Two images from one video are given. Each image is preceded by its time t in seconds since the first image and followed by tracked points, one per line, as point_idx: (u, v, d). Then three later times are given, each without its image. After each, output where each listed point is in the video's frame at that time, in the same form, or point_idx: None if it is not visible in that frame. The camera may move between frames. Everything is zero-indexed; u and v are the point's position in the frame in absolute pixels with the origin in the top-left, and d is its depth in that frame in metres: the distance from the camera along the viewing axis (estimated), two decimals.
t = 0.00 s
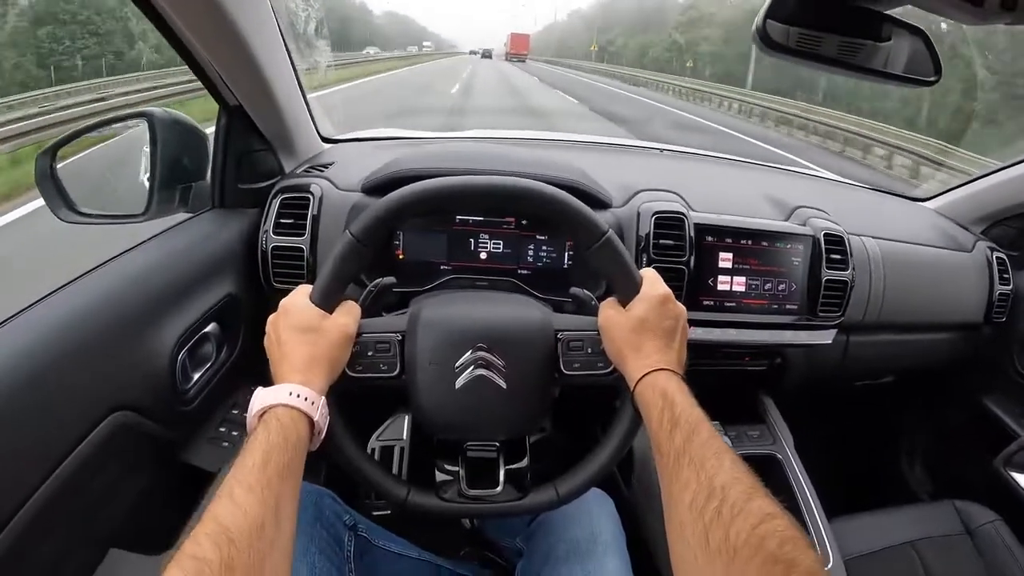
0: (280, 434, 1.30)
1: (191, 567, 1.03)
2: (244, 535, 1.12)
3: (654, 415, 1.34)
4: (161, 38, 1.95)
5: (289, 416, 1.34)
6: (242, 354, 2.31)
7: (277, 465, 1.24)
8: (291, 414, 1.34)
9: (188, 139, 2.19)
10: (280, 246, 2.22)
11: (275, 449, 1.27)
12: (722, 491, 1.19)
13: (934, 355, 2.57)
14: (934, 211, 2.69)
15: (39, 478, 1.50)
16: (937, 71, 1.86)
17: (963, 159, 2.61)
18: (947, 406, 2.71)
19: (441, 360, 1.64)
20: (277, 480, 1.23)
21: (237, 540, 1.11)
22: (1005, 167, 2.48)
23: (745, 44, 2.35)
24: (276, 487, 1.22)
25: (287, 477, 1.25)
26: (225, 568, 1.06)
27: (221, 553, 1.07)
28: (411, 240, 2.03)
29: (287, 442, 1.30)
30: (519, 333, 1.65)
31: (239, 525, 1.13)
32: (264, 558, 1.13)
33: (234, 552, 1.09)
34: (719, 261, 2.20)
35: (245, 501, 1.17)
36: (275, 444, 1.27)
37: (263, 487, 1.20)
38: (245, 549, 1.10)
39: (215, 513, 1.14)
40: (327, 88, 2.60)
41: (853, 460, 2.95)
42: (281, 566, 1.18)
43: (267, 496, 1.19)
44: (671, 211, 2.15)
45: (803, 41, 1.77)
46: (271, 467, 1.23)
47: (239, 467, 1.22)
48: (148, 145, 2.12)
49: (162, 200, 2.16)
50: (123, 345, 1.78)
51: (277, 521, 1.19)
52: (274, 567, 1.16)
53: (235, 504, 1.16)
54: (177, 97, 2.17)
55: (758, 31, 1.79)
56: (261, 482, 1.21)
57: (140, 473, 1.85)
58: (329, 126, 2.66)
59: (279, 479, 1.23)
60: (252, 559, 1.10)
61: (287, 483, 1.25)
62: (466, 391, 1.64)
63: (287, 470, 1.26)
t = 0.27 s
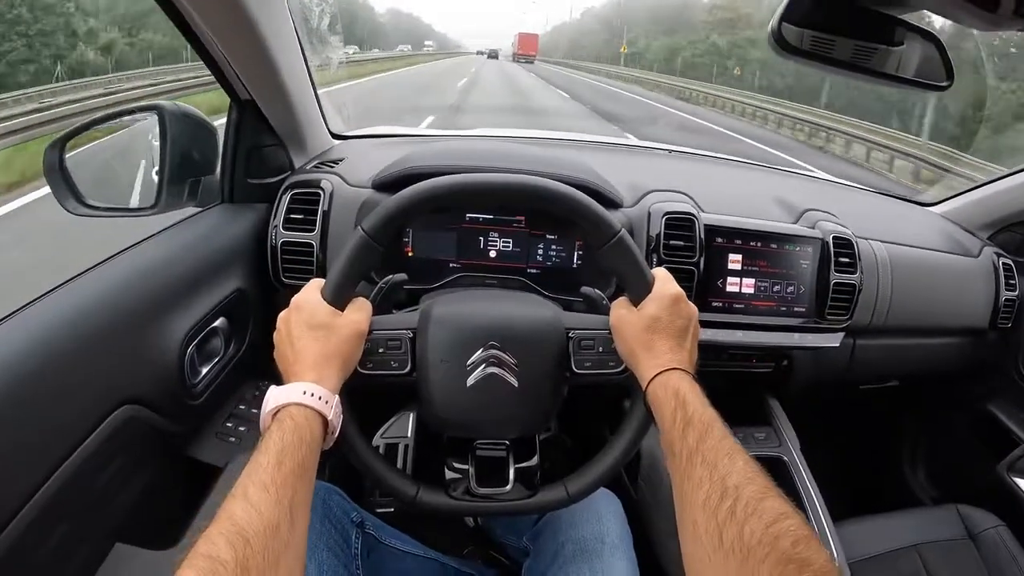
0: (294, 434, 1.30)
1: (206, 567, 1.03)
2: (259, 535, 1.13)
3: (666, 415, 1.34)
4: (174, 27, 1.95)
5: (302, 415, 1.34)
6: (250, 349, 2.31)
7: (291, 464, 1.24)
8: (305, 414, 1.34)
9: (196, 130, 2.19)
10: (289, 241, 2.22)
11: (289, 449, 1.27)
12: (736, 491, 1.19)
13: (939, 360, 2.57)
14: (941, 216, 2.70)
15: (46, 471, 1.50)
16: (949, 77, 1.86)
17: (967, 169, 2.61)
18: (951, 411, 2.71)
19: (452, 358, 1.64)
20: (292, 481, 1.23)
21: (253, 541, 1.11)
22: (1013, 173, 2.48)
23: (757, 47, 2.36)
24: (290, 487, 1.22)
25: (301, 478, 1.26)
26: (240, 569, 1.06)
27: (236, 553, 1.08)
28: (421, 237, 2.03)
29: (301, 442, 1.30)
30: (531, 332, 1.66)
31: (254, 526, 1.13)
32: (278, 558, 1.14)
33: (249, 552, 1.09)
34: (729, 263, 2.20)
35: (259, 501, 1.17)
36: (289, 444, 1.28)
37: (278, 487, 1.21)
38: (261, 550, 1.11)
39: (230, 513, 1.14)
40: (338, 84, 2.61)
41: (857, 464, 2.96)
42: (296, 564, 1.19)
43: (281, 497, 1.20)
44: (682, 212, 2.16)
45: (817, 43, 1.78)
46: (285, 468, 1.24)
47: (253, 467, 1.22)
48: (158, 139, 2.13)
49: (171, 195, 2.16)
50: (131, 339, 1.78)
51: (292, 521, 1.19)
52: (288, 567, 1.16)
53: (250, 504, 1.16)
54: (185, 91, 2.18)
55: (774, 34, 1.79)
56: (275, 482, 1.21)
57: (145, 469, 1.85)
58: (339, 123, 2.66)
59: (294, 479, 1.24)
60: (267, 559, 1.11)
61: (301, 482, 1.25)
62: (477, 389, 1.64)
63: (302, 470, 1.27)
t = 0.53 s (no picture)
0: (288, 435, 1.29)
1: (198, 567, 1.03)
2: (252, 534, 1.12)
3: (661, 416, 1.33)
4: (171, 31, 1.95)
5: (297, 416, 1.33)
6: (246, 349, 2.31)
7: (285, 464, 1.24)
8: (299, 414, 1.34)
9: (192, 130, 2.19)
10: (286, 241, 2.22)
11: (283, 450, 1.27)
12: (729, 493, 1.19)
13: (939, 360, 2.56)
14: (941, 216, 2.69)
15: (42, 470, 1.50)
16: (948, 75, 1.83)
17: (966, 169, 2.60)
18: (951, 412, 2.70)
19: (446, 358, 1.64)
20: (286, 481, 1.23)
21: (246, 541, 1.11)
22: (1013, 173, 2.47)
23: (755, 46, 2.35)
24: (284, 487, 1.22)
25: (295, 477, 1.25)
26: (232, 568, 1.06)
27: (228, 553, 1.07)
28: (417, 237, 2.03)
29: (295, 442, 1.30)
30: (526, 332, 1.65)
31: (247, 525, 1.13)
32: (272, 557, 1.13)
33: (242, 552, 1.09)
34: (726, 263, 2.20)
35: (252, 501, 1.16)
36: (283, 444, 1.27)
37: (271, 487, 1.20)
38: (253, 550, 1.10)
39: (223, 513, 1.14)
40: (336, 84, 2.60)
41: (856, 464, 2.95)
42: (289, 564, 1.18)
43: (275, 496, 1.19)
44: (679, 211, 2.15)
45: (814, 42, 1.77)
46: (279, 468, 1.23)
47: (246, 466, 1.22)
48: (156, 139, 2.13)
49: (169, 194, 2.16)
50: (127, 339, 1.77)
51: (285, 521, 1.19)
52: (281, 567, 1.15)
53: (243, 504, 1.16)
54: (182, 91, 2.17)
55: (771, 32, 1.79)
56: (268, 482, 1.20)
57: (142, 469, 1.84)
58: (337, 123, 2.66)
59: (288, 479, 1.23)
60: (260, 559, 1.10)
61: (295, 482, 1.25)
62: (471, 390, 1.63)
63: (295, 470, 1.26)
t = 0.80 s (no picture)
0: (288, 436, 1.30)
1: (199, 567, 1.04)
2: (252, 535, 1.12)
3: (658, 416, 1.33)
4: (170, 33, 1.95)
5: (296, 416, 1.34)
6: (246, 349, 2.31)
7: (285, 465, 1.24)
8: (299, 415, 1.34)
9: (193, 132, 2.19)
10: (286, 242, 2.23)
11: (282, 451, 1.27)
12: (726, 494, 1.19)
13: (938, 360, 2.56)
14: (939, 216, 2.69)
15: (43, 469, 1.50)
16: (946, 77, 1.83)
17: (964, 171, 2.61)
18: (949, 412, 2.70)
19: (445, 359, 1.64)
20: (285, 482, 1.23)
21: (246, 542, 1.11)
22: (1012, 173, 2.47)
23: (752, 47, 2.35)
24: (284, 488, 1.22)
25: (295, 478, 1.26)
26: (232, 568, 1.06)
27: (229, 553, 1.08)
28: (416, 238, 2.03)
29: (295, 443, 1.30)
30: (525, 333, 1.65)
31: (247, 526, 1.13)
32: (271, 558, 1.14)
33: (242, 553, 1.09)
34: (725, 263, 2.20)
35: (253, 502, 1.17)
36: (283, 445, 1.28)
37: (271, 488, 1.20)
38: (254, 551, 1.11)
39: (223, 514, 1.14)
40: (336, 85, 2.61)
41: (854, 464, 2.96)
42: (289, 564, 1.19)
43: (274, 497, 1.20)
44: (677, 212, 2.16)
45: (812, 44, 1.77)
46: (279, 469, 1.23)
47: (246, 468, 1.22)
48: (155, 140, 2.14)
49: (169, 195, 2.17)
50: (128, 340, 1.78)
51: (285, 521, 1.19)
52: (281, 567, 1.16)
53: (243, 505, 1.16)
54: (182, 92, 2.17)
55: (768, 35, 1.80)
56: (268, 482, 1.21)
57: (143, 469, 1.85)
58: (336, 124, 2.67)
59: (288, 480, 1.24)
60: (260, 559, 1.11)
61: (295, 483, 1.25)
62: (470, 390, 1.64)
63: (295, 470, 1.26)
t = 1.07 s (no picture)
0: (281, 435, 1.28)
1: (190, 567, 1.02)
2: (244, 535, 1.11)
3: (655, 417, 1.32)
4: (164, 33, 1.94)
5: (290, 416, 1.32)
6: (242, 349, 2.30)
7: (278, 464, 1.22)
8: (293, 415, 1.32)
9: (190, 132, 2.20)
10: (281, 241, 2.21)
11: (276, 449, 1.25)
12: (723, 496, 1.18)
13: (938, 359, 2.55)
14: (939, 214, 2.67)
15: (35, 470, 1.49)
16: (946, 72, 1.82)
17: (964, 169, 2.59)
18: (950, 411, 2.69)
19: (440, 358, 1.63)
20: (279, 482, 1.21)
21: (237, 542, 1.10)
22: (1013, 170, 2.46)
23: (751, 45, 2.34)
24: (277, 488, 1.21)
25: (288, 477, 1.24)
26: (224, 569, 1.05)
27: (220, 554, 1.07)
28: (412, 237, 2.02)
29: (288, 443, 1.28)
30: (520, 332, 1.64)
31: (238, 526, 1.12)
32: (263, 558, 1.12)
33: (234, 553, 1.08)
34: (723, 262, 2.19)
35: (245, 501, 1.15)
36: (276, 444, 1.26)
37: (264, 488, 1.19)
38: (245, 551, 1.09)
39: (215, 513, 1.13)
40: (331, 84, 2.60)
41: (854, 464, 2.94)
42: (281, 564, 1.17)
43: (267, 496, 1.18)
44: (675, 210, 2.14)
45: (810, 40, 1.75)
46: (271, 468, 1.22)
47: (239, 467, 1.20)
48: (150, 140, 2.13)
49: (164, 194, 2.15)
50: (122, 339, 1.76)
51: (277, 521, 1.17)
52: (273, 568, 1.14)
53: (235, 504, 1.15)
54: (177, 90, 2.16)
55: (764, 31, 1.77)
56: (260, 482, 1.19)
57: (137, 469, 1.83)
58: (333, 123, 2.66)
59: (281, 480, 1.22)
60: (251, 559, 1.09)
61: (288, 482, 1.24)
62: (465, 389, 1.63)
63: (289, 470, 1.25)
